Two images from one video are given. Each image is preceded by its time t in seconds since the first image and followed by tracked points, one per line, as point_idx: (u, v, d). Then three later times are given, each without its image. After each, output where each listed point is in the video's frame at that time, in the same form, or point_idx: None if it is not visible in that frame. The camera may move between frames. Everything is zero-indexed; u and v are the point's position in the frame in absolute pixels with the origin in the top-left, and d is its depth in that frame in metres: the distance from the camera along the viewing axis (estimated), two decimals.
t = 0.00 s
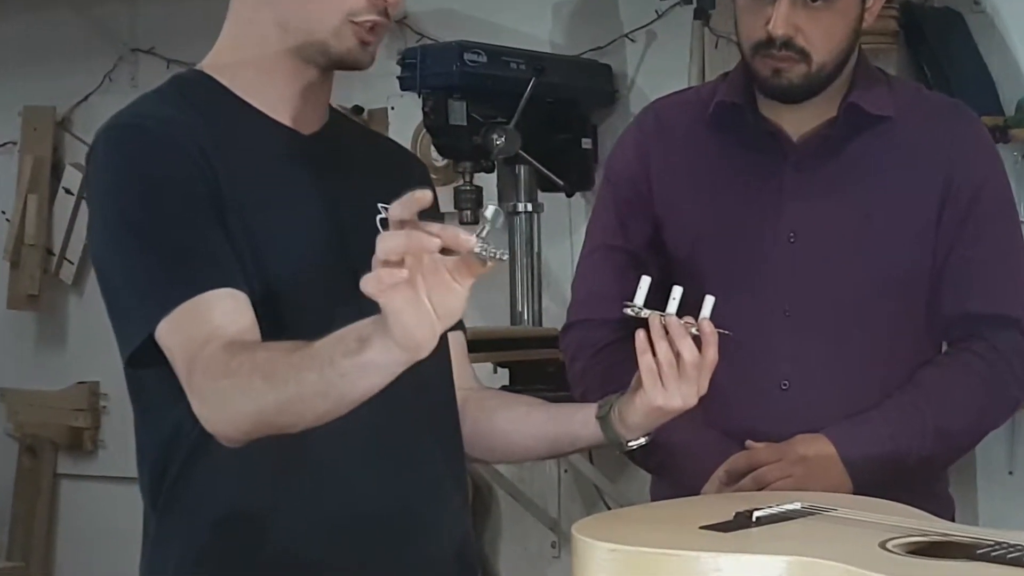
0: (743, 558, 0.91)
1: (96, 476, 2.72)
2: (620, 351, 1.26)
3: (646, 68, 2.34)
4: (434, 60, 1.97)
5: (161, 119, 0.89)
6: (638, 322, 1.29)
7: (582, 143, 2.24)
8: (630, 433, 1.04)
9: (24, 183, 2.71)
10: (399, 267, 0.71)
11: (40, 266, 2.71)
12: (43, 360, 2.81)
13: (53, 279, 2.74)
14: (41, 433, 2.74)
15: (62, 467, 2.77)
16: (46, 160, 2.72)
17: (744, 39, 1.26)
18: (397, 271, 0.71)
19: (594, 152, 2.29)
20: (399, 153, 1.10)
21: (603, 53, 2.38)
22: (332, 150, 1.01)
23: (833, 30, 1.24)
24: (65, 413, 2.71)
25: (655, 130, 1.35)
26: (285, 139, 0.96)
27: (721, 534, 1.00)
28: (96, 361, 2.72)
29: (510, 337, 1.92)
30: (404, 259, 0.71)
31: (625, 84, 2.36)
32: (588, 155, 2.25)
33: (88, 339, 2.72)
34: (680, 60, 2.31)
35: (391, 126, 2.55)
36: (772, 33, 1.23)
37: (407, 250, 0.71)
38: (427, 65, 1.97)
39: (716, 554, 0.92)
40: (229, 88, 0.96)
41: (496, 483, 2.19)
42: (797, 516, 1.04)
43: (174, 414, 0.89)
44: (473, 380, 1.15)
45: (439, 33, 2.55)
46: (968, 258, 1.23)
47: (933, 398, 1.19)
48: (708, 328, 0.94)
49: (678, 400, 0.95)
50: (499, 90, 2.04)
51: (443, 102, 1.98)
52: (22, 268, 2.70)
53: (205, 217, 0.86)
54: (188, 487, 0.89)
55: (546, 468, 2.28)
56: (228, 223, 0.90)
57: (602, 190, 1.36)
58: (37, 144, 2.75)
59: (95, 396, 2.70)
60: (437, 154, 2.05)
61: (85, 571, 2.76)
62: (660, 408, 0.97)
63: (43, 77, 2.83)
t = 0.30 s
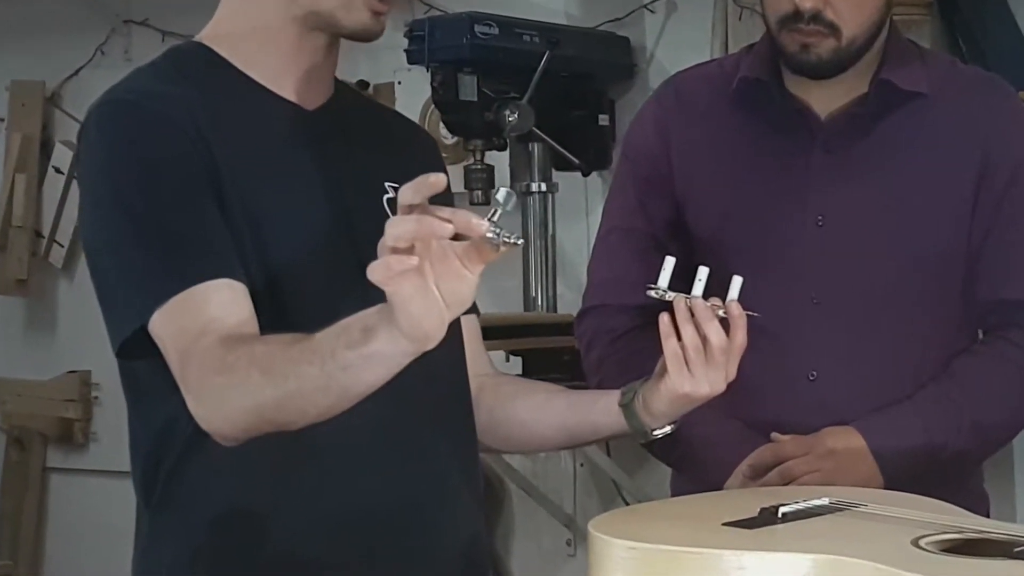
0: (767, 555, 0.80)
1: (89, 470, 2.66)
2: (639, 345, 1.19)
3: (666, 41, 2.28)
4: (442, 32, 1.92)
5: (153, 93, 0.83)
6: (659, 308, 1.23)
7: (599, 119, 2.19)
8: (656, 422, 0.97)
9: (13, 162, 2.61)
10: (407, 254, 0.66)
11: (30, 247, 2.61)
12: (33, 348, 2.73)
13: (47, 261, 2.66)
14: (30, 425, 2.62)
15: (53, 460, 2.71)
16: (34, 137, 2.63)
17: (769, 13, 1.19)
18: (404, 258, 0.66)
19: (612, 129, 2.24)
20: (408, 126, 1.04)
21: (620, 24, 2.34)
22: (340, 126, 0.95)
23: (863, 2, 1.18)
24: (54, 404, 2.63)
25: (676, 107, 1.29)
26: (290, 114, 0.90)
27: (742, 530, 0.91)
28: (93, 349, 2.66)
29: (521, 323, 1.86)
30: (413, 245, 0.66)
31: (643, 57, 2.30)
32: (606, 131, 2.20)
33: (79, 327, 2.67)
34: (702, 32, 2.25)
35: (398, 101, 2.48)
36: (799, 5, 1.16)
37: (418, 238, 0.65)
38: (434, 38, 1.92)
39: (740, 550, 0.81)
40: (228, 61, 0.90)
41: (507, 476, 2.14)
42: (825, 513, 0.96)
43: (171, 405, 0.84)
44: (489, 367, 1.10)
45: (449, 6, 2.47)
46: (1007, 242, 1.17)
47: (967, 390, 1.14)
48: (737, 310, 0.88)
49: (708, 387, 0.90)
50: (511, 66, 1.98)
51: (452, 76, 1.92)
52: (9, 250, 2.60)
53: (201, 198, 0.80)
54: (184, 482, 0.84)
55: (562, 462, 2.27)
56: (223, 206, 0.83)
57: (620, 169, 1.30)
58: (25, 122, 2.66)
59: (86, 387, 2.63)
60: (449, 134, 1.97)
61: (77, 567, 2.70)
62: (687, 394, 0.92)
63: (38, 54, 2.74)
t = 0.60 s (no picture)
0: (768, 555, 0.80)
1: (89, 469, 2.66)
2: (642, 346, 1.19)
3: (666, 40, 2.28)
4: (442, 31, 1.91)
5: (153, 92, 0.82)
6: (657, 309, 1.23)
7: (599, 119, 2.18)
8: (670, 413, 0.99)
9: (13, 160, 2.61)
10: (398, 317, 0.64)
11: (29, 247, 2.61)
12: (34, 347, 2.73)
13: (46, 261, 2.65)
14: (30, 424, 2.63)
15: (53, 460, 2.71)
16: (33, 137, 2.63)
17: (769, 11, 1.19)
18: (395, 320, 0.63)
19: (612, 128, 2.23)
20: (409, 125, 1.04)
21: (620, 24, 2.35)
22: (341, 125, 0.95)
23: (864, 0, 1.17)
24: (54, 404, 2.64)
25: (677, 107, 1.29)
26: (291, 112, 0.90)
27: (744, 529, 0.91)
28: (94, 349, 2.66)
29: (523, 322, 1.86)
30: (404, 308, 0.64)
31: (643, 56, 2.30)
32: (605, 131, 2.19)
33: (79, 326, 2.67)
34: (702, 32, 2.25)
35: (398, 100, 2.48)
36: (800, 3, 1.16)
37: (409, 307, 0.63)
38: (434, 38, 1.92)
39: (740, 550, 0.81)
40: (230, 57, 0.90)
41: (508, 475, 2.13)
42: (825, 513, 0.96)
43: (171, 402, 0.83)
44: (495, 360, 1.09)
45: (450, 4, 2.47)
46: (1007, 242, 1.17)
47: (967, 389, 1.13)
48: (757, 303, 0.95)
49: (728, 375, 0.95)
50: (510, 66, 1.98)
51: (452, 75, 1.92)
52: (9, 249, 2.60)
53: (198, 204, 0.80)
54: (183, 480, 0.83)
55: (563, 461, 2.27)
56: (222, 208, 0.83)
57: (620, 168, 1.30)
58: (25, 121, 2.66)
59: (86, 386, 2.64)
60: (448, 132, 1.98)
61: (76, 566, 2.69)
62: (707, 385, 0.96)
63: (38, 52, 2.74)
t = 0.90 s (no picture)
0: (767, 555, 0.80)
1: (89, 470, 2.65)
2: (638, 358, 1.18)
3: (666, 40, 2.28)
4: (443, 31, 1.92)
5: (151, 89, 0.82)
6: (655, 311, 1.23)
7: (598, 119, 2.18)
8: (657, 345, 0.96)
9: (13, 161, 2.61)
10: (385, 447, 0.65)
11: (30, 246, 2.61)
12: (34, 348, 2.72)
13: (45, 260, 2.65)
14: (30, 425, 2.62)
15: (53, 460, 2.71)
16: (33, 137, 2.63)
17: (769, 11, 1.19)
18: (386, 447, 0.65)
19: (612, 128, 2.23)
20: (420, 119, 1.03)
21: (620, 23, 2.35)
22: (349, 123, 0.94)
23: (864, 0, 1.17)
24: (54, 404, 2.62)
25: (676, 106, 1.29)
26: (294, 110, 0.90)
27: (744, 529, 0.91)
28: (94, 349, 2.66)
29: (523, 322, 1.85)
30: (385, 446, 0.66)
31: (643, 56, 2.30)
32: (605, 131, 2.19)
33: (79, 327, 2.67)
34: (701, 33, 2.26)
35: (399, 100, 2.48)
36: (800, 3, 1.16)
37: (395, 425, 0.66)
38: (434, 39, 1.92)
39: (741, 550, 0.81)
40: (232, 55, 0.89)
41: (508, 476, 2.13)
42: (825, 514, 0.96)
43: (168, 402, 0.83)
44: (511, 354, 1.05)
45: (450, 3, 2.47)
46: (1006, 242, 1.17)
47: (967, 390, 1.14)
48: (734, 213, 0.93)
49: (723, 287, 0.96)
50: (510, 66, 1.98)
51: (452, 75, 1.92)
52: (9, 249, 2.60)
53: (185, 210, 0.79)
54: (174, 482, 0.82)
55: (562, 461, 2.28)
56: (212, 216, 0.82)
57: (618, 166, 1.30)
58: (25, 122, 2.66)
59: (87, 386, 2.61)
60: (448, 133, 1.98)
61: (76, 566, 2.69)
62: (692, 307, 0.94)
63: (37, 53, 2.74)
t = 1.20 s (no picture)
0: (767, 555, 0.80)
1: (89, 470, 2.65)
2: (636, 357, 1.18)
3: (666, 40, 2.28)
4: (444, 31, 1.92)
5: (150, 91, 0.82)
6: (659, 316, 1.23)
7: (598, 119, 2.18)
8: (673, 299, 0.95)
9: (13, 161, 2.61)
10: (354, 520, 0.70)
11: (30, 245, 2.60)
12: (34, 348, 2.72)
13: (45, 260, 2.65)
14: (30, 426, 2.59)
15: (53, 460, 2.70)
16: (33, 137, 2.63)
17: (768, 11, 1.19)
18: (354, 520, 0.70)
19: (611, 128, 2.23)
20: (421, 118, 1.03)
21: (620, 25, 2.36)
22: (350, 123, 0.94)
23: None
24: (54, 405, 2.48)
25: (677, 106, 1.29)
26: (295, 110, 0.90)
27: (744, 528, 0.91)
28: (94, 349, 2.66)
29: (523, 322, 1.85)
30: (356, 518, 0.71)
31: (643, 56, 2.30)
32: (605, 131, 2.19)
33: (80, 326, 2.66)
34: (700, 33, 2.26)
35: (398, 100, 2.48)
36: (800, 3, 1.16)
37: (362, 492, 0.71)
38: (433, 39, 1.92)
39: (741, 550, 0.81)
40: (233, 57, 0.90)
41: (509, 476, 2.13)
42: (825, 514, 0.96)
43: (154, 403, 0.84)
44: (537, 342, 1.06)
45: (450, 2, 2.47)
46: (1006, 242, 1.17)
47: (967, 389, 1.14)
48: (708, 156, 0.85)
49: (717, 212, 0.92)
50: (510, 66, 1.98)
51: (452, 75, 1.92)
52: (9, 249, 2.59)
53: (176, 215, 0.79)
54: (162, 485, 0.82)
55: (563, 461, 2.28)
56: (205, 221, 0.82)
57: (618, 168, 1.29)
58: (25, 121, 2.65)
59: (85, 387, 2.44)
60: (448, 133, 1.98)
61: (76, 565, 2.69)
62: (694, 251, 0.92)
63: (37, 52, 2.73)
